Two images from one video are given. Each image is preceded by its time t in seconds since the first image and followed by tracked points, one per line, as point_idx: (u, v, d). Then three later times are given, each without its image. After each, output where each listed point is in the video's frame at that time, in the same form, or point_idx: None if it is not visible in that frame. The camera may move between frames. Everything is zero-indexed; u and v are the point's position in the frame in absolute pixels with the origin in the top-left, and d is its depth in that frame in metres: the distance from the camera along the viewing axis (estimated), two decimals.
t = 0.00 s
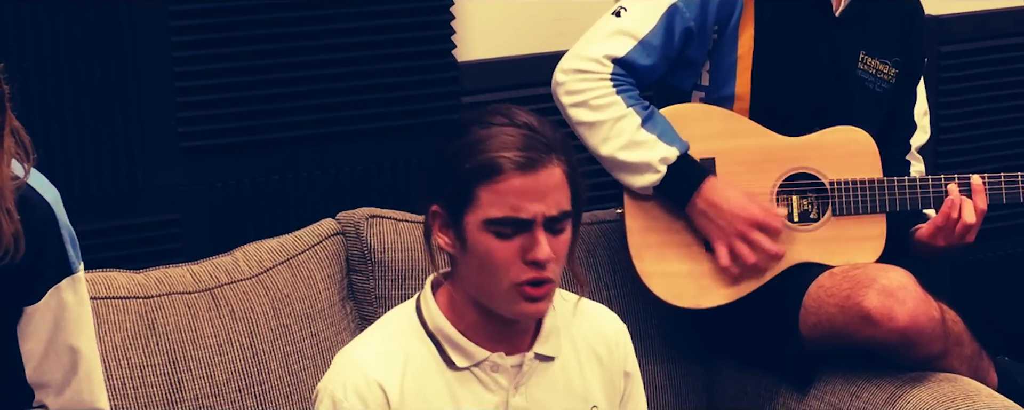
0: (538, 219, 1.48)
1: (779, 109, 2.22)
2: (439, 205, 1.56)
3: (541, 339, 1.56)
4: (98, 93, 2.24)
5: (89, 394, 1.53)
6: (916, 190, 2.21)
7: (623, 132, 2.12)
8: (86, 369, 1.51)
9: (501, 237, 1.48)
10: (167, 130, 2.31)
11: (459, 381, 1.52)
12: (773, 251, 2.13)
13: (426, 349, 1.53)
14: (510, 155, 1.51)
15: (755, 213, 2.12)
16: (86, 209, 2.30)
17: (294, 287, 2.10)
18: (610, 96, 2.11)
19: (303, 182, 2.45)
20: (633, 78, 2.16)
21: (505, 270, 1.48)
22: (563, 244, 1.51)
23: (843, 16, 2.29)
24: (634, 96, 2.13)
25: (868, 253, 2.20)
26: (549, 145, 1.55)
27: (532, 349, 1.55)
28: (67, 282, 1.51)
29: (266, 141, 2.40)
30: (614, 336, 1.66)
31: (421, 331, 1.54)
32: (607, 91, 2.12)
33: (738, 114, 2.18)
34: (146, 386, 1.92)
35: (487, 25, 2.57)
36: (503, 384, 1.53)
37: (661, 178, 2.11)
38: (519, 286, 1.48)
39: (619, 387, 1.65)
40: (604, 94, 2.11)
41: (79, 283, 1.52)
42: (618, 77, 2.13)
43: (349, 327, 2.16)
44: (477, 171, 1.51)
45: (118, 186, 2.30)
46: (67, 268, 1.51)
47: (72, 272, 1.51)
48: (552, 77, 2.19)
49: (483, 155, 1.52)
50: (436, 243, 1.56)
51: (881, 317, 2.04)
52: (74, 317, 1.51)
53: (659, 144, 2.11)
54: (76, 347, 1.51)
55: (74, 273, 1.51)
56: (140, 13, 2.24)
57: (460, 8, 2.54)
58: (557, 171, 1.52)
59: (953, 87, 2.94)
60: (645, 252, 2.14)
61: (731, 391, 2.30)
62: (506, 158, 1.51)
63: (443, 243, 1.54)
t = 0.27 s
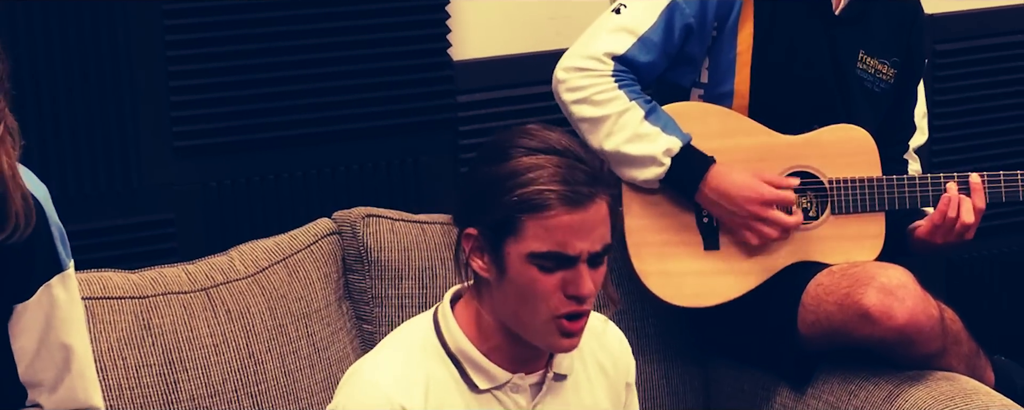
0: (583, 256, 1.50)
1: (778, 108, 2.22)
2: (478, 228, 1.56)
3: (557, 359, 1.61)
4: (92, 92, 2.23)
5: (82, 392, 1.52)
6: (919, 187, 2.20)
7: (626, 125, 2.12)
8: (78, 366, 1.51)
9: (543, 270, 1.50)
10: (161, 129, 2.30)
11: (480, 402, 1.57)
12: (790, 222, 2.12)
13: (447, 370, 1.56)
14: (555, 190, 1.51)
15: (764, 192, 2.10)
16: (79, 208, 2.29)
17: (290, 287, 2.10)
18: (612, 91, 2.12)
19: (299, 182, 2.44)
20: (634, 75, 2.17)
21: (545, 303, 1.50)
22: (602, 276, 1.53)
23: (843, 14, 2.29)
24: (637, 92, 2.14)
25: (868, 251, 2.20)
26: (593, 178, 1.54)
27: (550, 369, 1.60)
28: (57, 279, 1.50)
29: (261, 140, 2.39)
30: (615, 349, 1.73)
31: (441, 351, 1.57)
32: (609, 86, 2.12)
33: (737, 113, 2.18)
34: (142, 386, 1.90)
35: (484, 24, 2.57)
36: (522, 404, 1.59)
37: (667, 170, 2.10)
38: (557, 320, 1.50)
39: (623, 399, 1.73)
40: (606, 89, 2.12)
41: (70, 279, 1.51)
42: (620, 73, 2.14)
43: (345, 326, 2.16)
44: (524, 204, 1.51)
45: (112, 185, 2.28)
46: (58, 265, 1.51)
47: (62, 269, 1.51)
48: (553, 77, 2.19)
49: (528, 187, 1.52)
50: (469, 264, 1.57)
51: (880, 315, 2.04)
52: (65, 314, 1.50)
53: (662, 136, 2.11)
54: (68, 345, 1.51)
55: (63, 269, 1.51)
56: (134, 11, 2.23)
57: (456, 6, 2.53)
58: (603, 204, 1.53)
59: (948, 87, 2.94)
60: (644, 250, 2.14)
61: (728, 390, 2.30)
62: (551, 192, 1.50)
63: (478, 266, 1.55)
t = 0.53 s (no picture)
0: (573, 264, 1.49)
1: (778, 103, 2.22)
2: (476, 224, 1.56)
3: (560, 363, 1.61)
4: (86, 88, 2.22)
5: (78, 390, 1.51)
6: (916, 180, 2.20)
7: (628, 119, 2.11)
8: (73, 364, 1.50)
9: (530, 274, 1.49)
10: (156, 125, 2.28)
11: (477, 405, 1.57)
12: (783, 230, 2.12)
13: (446, 370, 1.57)
14: (549, 192, 1.50)
15: (762, 193, 2.10)
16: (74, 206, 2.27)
17: (286, 284, 2.08)
18: (612, 84, 2.11)
19: (294, 179, 2.43)
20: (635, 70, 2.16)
21: (531, 307, 1.50)
22: (594, 285, 1.52)
23: (843, 8, 2.28)
24: (638, 85, 2.13)
25: (869, 246, 2.19)
26: (592, 184, 1.53)
27: (552, 373, 1.60)
28: (52, 276, 1.49)
29: (257, 137, 2.37)
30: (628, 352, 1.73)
31: (440, 350, 1.58)
32: (611, 79, 2.11)
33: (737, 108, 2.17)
34: (138, 385, 1.89)
35: (480, 20, 2.55)
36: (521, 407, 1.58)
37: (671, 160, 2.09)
38: (541, 324, 1.50)
39: (630, 402, 1.72)
40: (607, 82, 2.11)
41: (64, 277, 1.51)
42: (621, 66, 2.13)
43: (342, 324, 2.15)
44: (517, 203, 1.51)
45: (107, 183, 2.27)
46: (52, 262, 1.50)
47: (56, 266, 1.50)
48: (552, 72, 2.19)
49: (524, 187, 1.52)
50: (467, 261, 1.58)
51: (883, 309, 2.02)
52: (60, 312, 1.49)
53: (665, 127, 2.11)
54: (63, 343, 1.50)
55: (57, 266, 1.50)
56: (129, 7, 2.22)
57: (452, 3, 2.52)
58: (600, 213, 1.52)
59: (945, 83, 2.93)
60: (644, 245, 2.12)
61: (727, 388, 2.29)
62: (545, 195, 1.50)
63: (473, 262, 1.56)
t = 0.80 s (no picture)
0: (561, 273, 1.46)
1: (772, 98, 2.20)
2: (466, 228, 1.53)
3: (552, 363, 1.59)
4: (76, 87, 2.20)
5: (68, 395, 1.49)
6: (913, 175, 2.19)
7: (617, 118, 2.09)
8: (64, 369, 1.48)
9: (518, 283, 1.47)
10: (146, 123, 2.27)
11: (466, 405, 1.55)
12: (773, 231, 2.11)
13: (434, 370, 1.55)
14: (539, 203, 1.46)
15: (751, 194, 2.09)
16: (64, 205, 2.26)
17: (278, 282, 2.07)
18: (604, 82, 2.10)
19: (286, 176, 2.41)
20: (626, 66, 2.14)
21: (519, 315, 1.47)
22: (584, 293, 1.49)
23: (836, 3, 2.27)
24: (629, 83, 2.11)
25: (865, 242, 2.18)
26: (583, 193, 1.49)
27: (542, 373, 1.58)
28: (43, 279, 1.47)
29: (249, 134, 2.36)
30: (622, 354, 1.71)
31: (429, 348, 1.56)
32: (601, 77, 2.10)
33: (732, 103, 2.16)
34: (128, 384, 1.88)
35: (473, 16, 2.53)
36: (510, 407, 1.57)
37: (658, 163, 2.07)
38: (529, 331, 1.48)
39: (625, 402, 1.70)
40: (598, 80, 2.10)
41: (54, 280, 1.48)
42: (612, 63, 2.12)
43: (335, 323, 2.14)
44: (506, 213, 1.47)
45: (97, 181, 2.25)
46: (42, 264, 1.48)
47: (46, 269, 1.48)
48: (545, 67, 2.17)
49: (514, 196, 1.48)
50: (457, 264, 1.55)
51: (880, 305, 2.02)
52: (51, 316, 1.47)
53: (654, 129, 2.09)
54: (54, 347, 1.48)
55: (47, 269, 1.48)
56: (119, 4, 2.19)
57: None
58: (591, 223, 1.48)
59: (939, 79, 2.92)
60: (638, 244, 2.10)
61: (722, 385, 2.28)
62: (535, 205, 1.46)
63: (462, 265, 1.53)
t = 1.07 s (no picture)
0: (579, 280, 1.46)
1: (763, 95, 2.19)
2: (471, 234, 1.50)
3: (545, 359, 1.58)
4: (62, 82, 2.17)
5: (57, 387, 1.47)
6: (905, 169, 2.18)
7: (607, 115, 2.08)
8: (52, 361, 1.45)
9: (537, 291, 1.46)
10: (134, 118, 2.25)
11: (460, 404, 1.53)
12: (772, 217, 2.10)
13: (428, 368, 1.54)
14: (559, 212, 1.44)
15: (744, 184, 2.08)
16: (52, 202, 2.23)
17: (267, 279, 2.07)
18: (594, 80, 2.09)
19: (276, 172, 2.39)
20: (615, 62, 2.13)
21: (537, 321, 1.47)
22: (596, 297, 1.50)
23: None
24: (618, 80, 2.10)
25: (857, 236, 2.17)
26: (597, 197, 1.48)
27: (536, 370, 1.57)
28: (28, 270, 1.44)
29: (238, 130, 2.34)
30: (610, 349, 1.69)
31: (423, 346, 1.55)
32: (591, 74, 2.09)
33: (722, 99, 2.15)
34: (117, 382, 1.87)
35: (462, 10, 2.52)
36: (504, 405, 1.56)
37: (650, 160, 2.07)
38: (547, 337, 1.48)
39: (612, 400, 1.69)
40: (588, 77, 2.09)
41: (41, 270, 1.45)
42: (601, 60, 2.10)
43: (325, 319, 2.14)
44: (525, 223, 1.45)
45: (84, 177, 2.23)
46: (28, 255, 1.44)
47: (32, 259, 1.45)
48: (534, 63, 2.15)
49: (531, 205, 1.45)
50: (460, 270, 1.52)
51: (873, 301, 2.00)
52: (38, 307, 1.44)
53: (645, 125, 2.09)
54: (41, 339, 1.45)
55: (34, 260, 1.45)
56: None
57: None
58: (606, 228, 1.48)
59: (931, 73, 2.91)
60: (631, 242, 2.09)
61: (716, 382, 2.26)
62: (556, 215, 1.44)
63: (471, 272, 1.50)
